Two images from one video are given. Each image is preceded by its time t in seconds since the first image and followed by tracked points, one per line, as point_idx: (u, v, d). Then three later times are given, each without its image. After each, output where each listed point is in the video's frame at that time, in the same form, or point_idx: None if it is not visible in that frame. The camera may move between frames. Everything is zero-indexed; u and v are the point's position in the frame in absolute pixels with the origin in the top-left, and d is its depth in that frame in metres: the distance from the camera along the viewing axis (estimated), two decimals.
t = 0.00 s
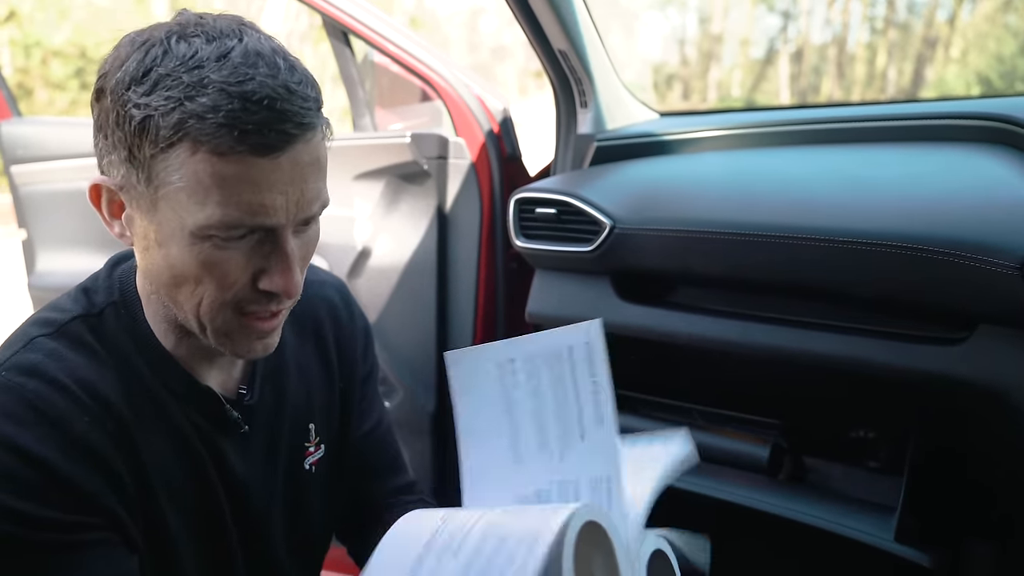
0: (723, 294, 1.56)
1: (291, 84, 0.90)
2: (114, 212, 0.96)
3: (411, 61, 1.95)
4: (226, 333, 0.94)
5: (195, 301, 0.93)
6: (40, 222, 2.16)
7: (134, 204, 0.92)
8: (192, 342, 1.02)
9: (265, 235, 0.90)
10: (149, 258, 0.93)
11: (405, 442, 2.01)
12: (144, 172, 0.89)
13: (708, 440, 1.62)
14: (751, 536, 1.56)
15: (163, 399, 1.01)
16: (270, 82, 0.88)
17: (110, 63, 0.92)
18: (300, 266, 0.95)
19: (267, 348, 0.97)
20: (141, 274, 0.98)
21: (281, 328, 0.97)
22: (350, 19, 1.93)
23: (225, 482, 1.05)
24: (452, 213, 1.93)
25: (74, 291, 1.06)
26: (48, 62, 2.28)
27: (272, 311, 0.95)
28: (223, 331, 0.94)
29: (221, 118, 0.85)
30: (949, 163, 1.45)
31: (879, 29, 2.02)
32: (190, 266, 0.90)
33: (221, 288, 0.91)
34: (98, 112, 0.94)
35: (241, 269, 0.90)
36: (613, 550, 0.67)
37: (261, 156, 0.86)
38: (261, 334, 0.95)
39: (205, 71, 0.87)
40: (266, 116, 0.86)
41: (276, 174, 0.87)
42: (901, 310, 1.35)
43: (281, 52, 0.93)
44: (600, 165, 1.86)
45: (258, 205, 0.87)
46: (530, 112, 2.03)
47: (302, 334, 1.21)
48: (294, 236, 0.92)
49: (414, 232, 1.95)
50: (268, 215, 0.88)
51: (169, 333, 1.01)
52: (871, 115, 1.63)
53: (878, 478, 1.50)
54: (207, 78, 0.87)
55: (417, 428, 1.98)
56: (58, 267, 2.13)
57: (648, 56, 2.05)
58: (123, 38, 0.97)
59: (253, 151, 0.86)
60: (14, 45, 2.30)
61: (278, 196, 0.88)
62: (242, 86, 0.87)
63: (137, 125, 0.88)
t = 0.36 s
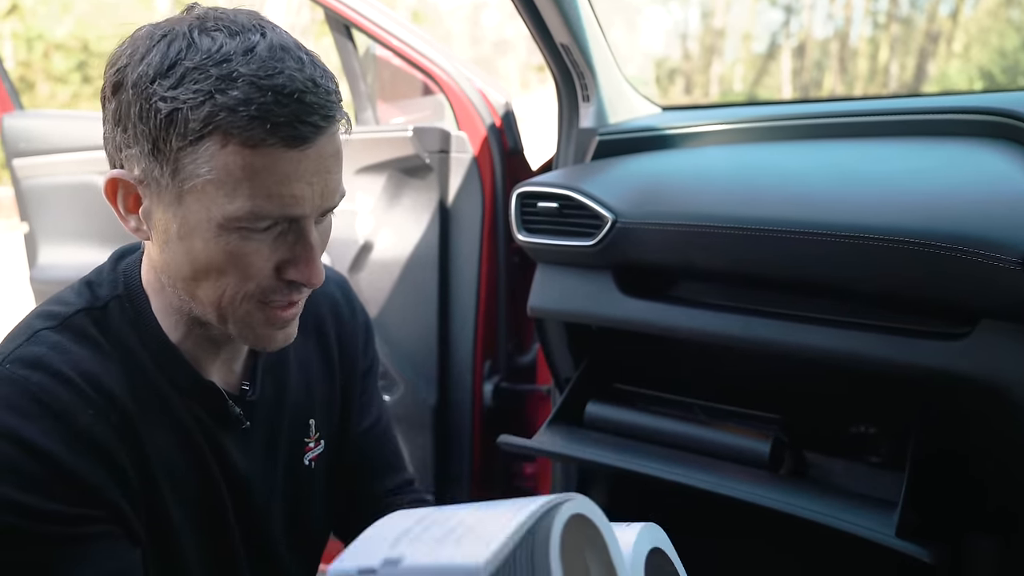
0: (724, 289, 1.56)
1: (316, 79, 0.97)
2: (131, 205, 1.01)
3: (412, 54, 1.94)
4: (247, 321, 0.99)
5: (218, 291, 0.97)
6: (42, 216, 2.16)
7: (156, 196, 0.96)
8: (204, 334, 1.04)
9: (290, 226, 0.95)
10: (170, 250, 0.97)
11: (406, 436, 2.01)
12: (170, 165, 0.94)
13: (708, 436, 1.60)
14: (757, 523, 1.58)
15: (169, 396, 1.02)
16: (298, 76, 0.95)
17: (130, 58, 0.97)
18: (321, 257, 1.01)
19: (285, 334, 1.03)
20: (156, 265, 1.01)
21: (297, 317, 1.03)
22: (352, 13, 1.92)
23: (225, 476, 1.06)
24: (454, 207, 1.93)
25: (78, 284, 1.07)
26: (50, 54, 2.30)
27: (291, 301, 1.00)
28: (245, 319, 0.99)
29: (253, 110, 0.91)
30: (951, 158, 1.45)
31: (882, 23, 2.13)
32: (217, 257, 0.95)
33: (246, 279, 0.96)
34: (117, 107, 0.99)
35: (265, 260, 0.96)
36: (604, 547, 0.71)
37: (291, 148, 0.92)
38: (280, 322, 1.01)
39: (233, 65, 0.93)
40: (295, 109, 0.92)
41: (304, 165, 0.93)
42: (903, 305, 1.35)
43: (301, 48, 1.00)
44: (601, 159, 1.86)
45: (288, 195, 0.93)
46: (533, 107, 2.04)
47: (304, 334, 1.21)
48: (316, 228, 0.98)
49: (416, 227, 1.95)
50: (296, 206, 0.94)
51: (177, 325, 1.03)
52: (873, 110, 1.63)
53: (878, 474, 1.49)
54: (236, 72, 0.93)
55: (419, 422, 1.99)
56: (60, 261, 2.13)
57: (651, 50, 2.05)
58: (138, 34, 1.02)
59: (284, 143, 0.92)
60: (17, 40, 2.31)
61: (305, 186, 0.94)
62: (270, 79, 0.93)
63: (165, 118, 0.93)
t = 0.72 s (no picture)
0: (727, 288, 1.56)
1: (321, 81, 0.97)
2: (134, 204, 1.01)
3: (417, 53, 1.94)
4: (248, 322, 1.00)
5: (219, 294, 0.98)
6: (46, 213, 2.17)
7: (159, 196, 0.97)
8: (205, 333, 1.04)
9: (292, 228, 0.95)
10: (173, 250, 0.97)
11: (409, 434, 2.01)
12: (173, 165, 0.94)
13: (710, 434, 1.60)
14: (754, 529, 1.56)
15: (167, 394, 1.02)
16: (304, 78, 0.95)
17: (135, 57, 0.97)
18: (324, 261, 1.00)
19: (282, 335, 1.04)
20: (159, 266, 1.02)
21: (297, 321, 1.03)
22: (355, 11, 1.92)
23: (225, 474, 1.06)
24: (457, 205, 1.92)
25: (79, 283, 1.07)
26: (55, 53, 2.32)
27: (293, 304, 1.00)
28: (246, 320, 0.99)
29: (257, 111, 0.91)
30: (956, 156, 1.44)
31: (885, 23, 2.03)
32: (219, 258, 0.95)
33: (247, 281, 0.96)
34: (122, 106, 0.99)
35: (267, 262, 0.96)
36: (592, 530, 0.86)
37: (295, 150, 0.92)
38: (280, 323, 1.01)
39: (238, 65, 0.93)
40: (299, 111, 0.92)
41: (307, 168, 0.93)
42: (907, 305, 1.34)
43: (307, 50, 1.00)
44: (604, 157, 1.85)
45: (291, 198, 0.93)
46: (536, 105, 2.04)
47: (305, 333, 1.21)
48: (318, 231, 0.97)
49: (418, 225, 1.94)
50: (298, 208, 0.94)
51: (179, 327, 1.03)
52: (878, 108, 1.63)
53: (881, 473, 1.50)
54: (242, 73, 0.93)
55: (420, 421, 1.99)
56: (63, 258, 2.14)
57: (654, 49, 2.05)
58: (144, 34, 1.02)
59: (288, 146, 0.91)
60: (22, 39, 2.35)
61: (308, 189, 0.94)
62: (275, 81, 0.93)
63: (170, 117, 0.93)
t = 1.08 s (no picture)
0: (734, 285, 1.55)
1: (334, 73, 0.99)
2: (144, 194, 1.02)
3: (424, 51, 1.93)
4: (259, 310, 1.01)
5: (229, 281, 0.99)
6: (53, 211, 2.18)
7: (172, 185, 0.98)
8: (212, 322, 1.06)
9: (303, 217, 0.97)
10: (185, 238, 0.99)
11: (415, 432, 2.01)
12: (187, 153, 0.95)
13: (715, 432, 1.59)
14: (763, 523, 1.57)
15: (170, 388, 1.04)
16: (318, 70, 0.97)
17: (150, 47, 0.99)
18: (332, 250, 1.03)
19: (292, 326, 1.05)
20: (169, 255, 1.03)
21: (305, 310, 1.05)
22: (361, 8, 1.92)
23: (227, 466, 1.08)
24: (463, 203, 1.92)
25: (88, 276, 1.08)
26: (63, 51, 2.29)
27: (302, 292, 1.03)
28: (256, 308, 1.01)
29: (273, 100, 0.93)
30: (966, 153, 1.44)
31: (891, 21, 2.18)
32: (232, 244, 0.97)
33: (258, 267, 0.98)
34: (135, 96, 1.00)
35: (277, 249, 0.98)
36: None
37: (308, 139, 0.94)
38: (288, 312, 1.03)
39: (254, 55, 0.95)
40: (314, 101, 0.94)
41: (319, 157, 0.95)
42: (916, 303, 1.33)
43: (319, 42, 1.02)
44: (612, 155, 1.85)
45: (303, 185, 0.95)
46: (543, 103, 2.04)
47: (308, 329, 1.22)
48: (327, 220, 1.00)
49: (425, 222, 1.94)
50: (311, 195, 0.96)
51: (189, 317, 1.05)
52: (887, 106, 1.62)
53: (890, 473, 1.48)
54: (257, 63, 0.94)
55: (426, 419, 1.99)
56: (71, 256, 2.14)
57: (661, 45, 2.03)
58: (157, 24, 1.03)
59: (302, 134, 0.94)
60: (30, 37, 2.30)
61: (320, 178, 0.96)
62: (290, 71, 0.94)
63: (185, 106, 0.94)
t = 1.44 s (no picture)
0: (740, 282, 1.55)
1: (317, 56, 0.98)
2: (132, 182, 1.02)
3: (429, 46, 1.93)
4: (249, 297, 1.01)
5: (218, 267, 0.99)
6: (59, 205, 2.18)
7: (158, 172, 0.97)
8: (205, 310, 1.06)
9: (289, 200, 0.97)
10: (172, 225, 0.98)
11: (418, 427, 2.01)
12: (172, 139, 0.95)
13: (719, 428, 1.60)
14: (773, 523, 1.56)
15: (168, 377, 1.04)
16: (300, 52, 0.96)
17: (133, 35, 0.98)
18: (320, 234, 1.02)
19: (284, 311, 1.05)
20: (157, 245, 1.03)
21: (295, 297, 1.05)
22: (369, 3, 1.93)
23: (225, 453, 1.08)
24: (468, 198, 1.92)
25: (84, 266, 1.08)
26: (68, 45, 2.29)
27: (291, 277, 1.02)
28: (244, 294, 1.00)
29: (254, 83, 0.92)
30: (974, 150, 1.43)
31: (902, 17, 2.13)
32: (218, 230, 0.96)
33: (247, 253, 0.97)
34: (120, 85, 0.99)
35: (265, 234, 0.97)
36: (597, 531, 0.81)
37: (292, 121, 0.93)
38: (278, 297, 1.02)
39: (235, 39, 0.94)
40: (296, 83, 0.93)
41: (303, 139, 0.94)
42: (923, 300, 1.33)
43: (303, 26, 1.01)
44: (619, 150, 1.85)
45: (287, 168, 0.94)
46: (549, 99, 2.04)
47: (306, 318, 1.23)
48: (314, 202, 0.99)
49: (429, 217, 1.94)
50: (296, 178, 0.95)
51: (180, 309, 1.06)
52: (896, 102, 1.61)
53: (894, 470, 1.48)
54: (239, 47, 0.93)
55: (430, 415, 1.99)
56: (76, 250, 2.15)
57: (667, 42, 2.03)
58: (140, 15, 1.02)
59: (285, 117, 0.93)
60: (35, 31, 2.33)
61: (305, 160, 0.95)
62: (271, 54, 0.94)
63: (169, 92, 0.93)
